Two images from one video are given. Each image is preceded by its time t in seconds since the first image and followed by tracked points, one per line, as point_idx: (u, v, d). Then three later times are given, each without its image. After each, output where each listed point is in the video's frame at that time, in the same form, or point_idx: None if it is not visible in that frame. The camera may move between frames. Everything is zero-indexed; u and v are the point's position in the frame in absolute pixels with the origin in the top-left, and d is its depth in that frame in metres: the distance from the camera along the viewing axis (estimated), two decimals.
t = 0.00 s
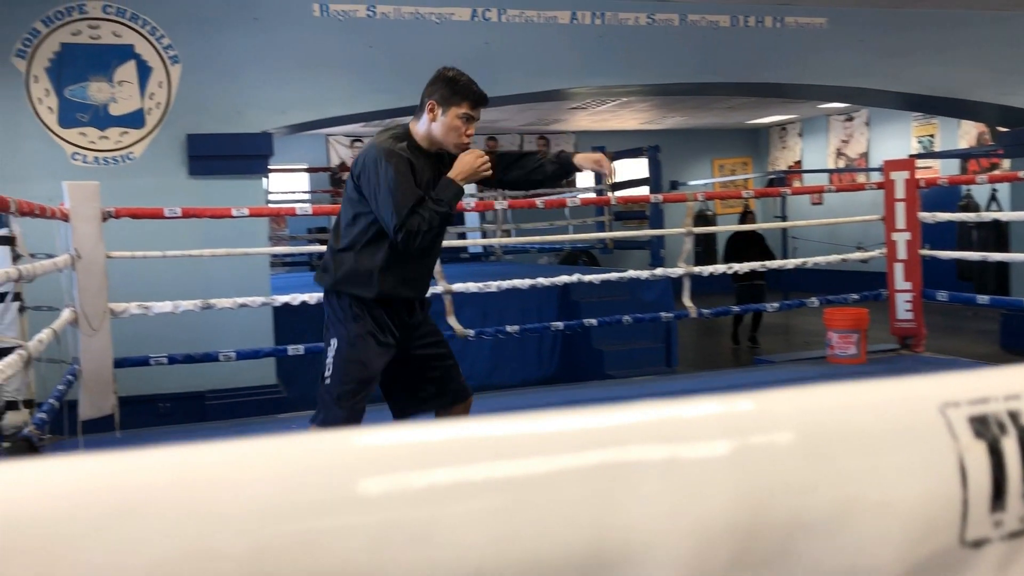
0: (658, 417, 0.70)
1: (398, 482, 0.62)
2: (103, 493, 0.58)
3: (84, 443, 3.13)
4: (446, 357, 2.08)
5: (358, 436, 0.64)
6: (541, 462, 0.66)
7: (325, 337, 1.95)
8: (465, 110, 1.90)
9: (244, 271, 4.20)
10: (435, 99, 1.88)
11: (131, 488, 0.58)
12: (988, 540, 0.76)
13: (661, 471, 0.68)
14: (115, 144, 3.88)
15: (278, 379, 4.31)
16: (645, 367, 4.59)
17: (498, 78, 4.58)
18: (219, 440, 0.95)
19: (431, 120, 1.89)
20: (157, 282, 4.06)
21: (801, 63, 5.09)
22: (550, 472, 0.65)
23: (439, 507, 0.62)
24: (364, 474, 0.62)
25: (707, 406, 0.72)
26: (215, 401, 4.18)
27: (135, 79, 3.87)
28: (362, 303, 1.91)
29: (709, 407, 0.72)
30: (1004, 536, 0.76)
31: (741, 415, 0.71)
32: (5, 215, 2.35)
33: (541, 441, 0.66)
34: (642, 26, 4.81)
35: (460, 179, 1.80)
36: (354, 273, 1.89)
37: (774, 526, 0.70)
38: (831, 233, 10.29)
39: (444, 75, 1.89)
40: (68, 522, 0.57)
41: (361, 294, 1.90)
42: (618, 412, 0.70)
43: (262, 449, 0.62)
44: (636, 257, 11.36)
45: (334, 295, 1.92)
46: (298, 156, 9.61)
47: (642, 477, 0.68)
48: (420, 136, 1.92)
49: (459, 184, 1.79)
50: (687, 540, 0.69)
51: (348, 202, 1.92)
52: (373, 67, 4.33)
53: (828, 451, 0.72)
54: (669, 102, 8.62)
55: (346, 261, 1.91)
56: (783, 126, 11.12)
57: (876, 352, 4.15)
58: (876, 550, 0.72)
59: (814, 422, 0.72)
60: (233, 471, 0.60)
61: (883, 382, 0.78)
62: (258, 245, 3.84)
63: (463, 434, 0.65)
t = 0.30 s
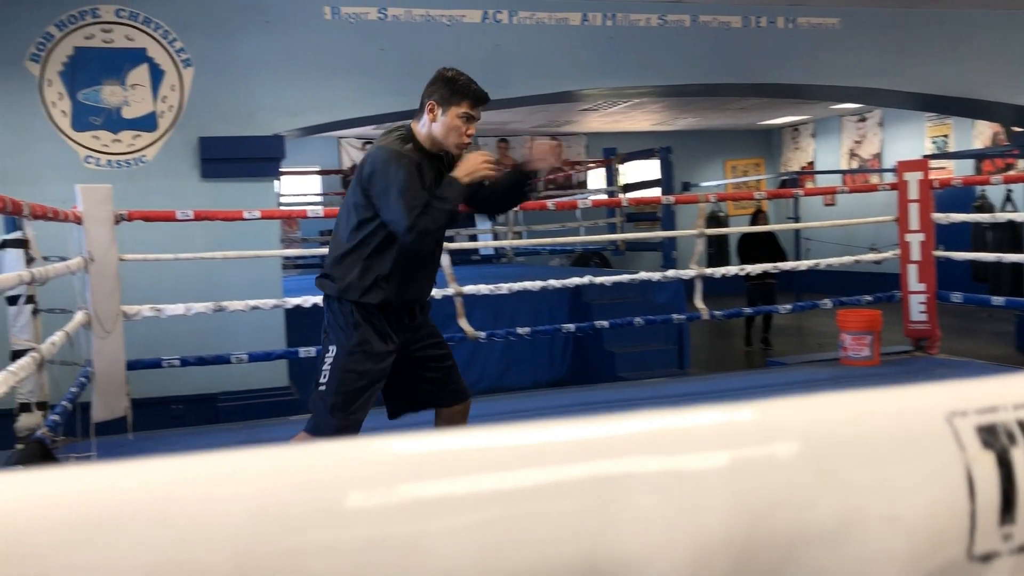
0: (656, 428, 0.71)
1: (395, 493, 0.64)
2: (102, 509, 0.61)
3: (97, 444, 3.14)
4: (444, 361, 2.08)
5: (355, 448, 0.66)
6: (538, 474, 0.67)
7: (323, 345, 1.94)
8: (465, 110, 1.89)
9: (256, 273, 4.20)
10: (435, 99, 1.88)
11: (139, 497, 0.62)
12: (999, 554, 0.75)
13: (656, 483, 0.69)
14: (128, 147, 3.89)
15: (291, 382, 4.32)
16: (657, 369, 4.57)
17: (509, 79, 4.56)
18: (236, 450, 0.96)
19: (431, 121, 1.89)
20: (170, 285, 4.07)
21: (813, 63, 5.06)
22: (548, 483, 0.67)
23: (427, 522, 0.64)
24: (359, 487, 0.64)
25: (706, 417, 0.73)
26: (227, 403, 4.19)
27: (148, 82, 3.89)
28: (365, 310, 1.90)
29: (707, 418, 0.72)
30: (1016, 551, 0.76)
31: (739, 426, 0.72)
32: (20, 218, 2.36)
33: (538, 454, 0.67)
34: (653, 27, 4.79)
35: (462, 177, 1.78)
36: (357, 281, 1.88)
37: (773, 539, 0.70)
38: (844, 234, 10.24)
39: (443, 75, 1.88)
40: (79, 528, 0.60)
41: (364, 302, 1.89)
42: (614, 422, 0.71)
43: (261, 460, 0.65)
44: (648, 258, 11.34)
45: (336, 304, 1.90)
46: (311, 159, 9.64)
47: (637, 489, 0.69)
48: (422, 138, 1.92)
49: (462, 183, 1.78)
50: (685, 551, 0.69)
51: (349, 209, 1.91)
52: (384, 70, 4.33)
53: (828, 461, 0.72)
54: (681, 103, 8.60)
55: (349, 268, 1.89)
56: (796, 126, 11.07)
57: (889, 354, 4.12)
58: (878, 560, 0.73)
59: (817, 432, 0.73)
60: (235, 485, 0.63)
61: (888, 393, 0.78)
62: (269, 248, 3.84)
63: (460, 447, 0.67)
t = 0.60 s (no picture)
0: (649, 434, 0.70)
1: (390, 501, 0.64)
2: (83, 518, 0.60)
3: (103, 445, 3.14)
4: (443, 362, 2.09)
5: (342, 455, 0.66)
6: (531, 480, 0.66)
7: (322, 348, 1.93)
8: (464, 112, 1.88)
9: (263, 275, 4.20)
10: (434, 100, 1.87)
11: (133, 504, 0.61)
12: (1000, 561, 0.74)
13: (649, 490, 0.68)
14: (135, 148, 3.90)
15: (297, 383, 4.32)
16: (663, 370, 4.56)
17: (514, 80, 4.56)
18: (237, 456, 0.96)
19: (430, 122, 1.89)
20: (176, 286, 4.07)
21: (819, 64, 5.04)
22: (539, 490, 0.66)
23: (411, 531, 0.63)
24: (344, 495, 0.63)
25: (700, 422, 0.72)
26: (234, 404, 4.20)
27: (155, 84, 3.90)
28: (368, 313, 1.89)
29: (704, 423, 0.72)
30: (1016, 558, 0.75)
31: (735, 431, 0.72)
32: (26, 219, 2.36)
33: (530, 457, 0.67)
34: (658, 27, 4.78)
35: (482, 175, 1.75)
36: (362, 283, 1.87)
37: (769, 548, 0.69)
38: (851, 235, 10.21)
39: (443, 76, 1.88)
40: (76, 536, 0.60)
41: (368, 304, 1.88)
42: (606, 427, 0.71)
43: (246, 465, 0.65)
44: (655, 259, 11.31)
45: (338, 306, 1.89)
46: (317, 160, 9.64)
47: (632, 495, 0.68)
48: (423, 139, 1.92)
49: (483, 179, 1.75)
50: (682, 560, 0.68)
51: (351, 209, 1.90)
52: (390, 71, 4.32)
53: (826, 469, 0.71)
54: (688, 104, 8.58)
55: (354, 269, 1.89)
56: (802, 127, 11.05)
57: (897, 355, 4.10)
58: (878, 567, 0.72)
59: (815, 438, 0.72)
60: (218, 494, 0.62)
61: (887, 396, 0.78)
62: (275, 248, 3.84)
63: (449, 454, 0.66)
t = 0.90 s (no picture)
0: (645, 446, 0.68)
1: (381, 513, 0.62)
2: (69, 531, 0.59)
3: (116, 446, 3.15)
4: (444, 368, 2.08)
5: (331, 466, 0.65)
6: (525, 493, 0.65)
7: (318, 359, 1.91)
8: (457, 122, 1.88)
9: (275, 276, 4.20)
10: (428, 109, 1.87)
11: (127, 517, 0.60)
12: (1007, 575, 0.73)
13: (646, 503, 0.67)
14: (149, 151, 3.91)
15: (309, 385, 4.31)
16: (676, 372, 4.53)
17: (524, 81, 4.54)
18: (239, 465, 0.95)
19: (423, 131, 1.88)
20: (190, 288, 4.08)
21: (833, 64, 5.00)
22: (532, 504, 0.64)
23: (401, 544, 0.62)
24: (331, 509, 0.62)
25: (699, 432, 0.71)
26: (247, 405, 4.20)
27: (168, 87, 3.91)
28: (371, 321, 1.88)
29: (703, 434, 0.70)
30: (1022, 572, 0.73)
31: (735, 442, 0.70)
32: (40, 221, 2.36)
33: (524, 470, 0.66)
34: (671, 27, 4.76)
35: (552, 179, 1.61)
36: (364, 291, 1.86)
37: (770, 563, 0.68)
38: (865, 235, 10.15)
39: (437, 85, 1.87)
40: (67, 549, 0.59)
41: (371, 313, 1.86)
42: (601, 438, 0.69)
43: (233, 477, 0.64)
44: (668, 260, 11.28)
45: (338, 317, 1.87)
46: (330, 162, 9.66)
47: (628, 508, 0.67)
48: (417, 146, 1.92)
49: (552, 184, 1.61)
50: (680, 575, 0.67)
51: (350, 219, 1.88)
52: (402, 73, 4.32)
53: (827, 482, 0.70)
54: (701, 104, 8.55)
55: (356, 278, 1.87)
56: (815, 127, 10.99)
57: (911, 357, 4.07)
58: None
59: (817, 450, 0.70)
60: (206, 506, 0.61)
61: (892, 406, 0.76)
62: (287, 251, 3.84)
63: (439, 466, 0.65)
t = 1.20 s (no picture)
0: (637, 458, 0.66)
1: (362, 528, 0.60)
2: (43, 547, 0.57)
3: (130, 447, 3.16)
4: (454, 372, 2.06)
5: (314, 480, 0.63)
6: (511, 506, 0.63)
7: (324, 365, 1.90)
8: (454, 128, 1.87)
9: (287, 278, 4.20)
10: (423, 116, 1.87)
11: (105, 531, 0.58)
12: None
13: (636, 516, 0.64)
14: (162, 153, 3.92)
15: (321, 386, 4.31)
16: (689, 373, 4.51)
17: (537, 82, 4.53)
18: (239, 474, 0.93)
19: (419, 138, 1.88)
20: (202, 290, 4.09)
21: (846, 63, 4.97)
22: (519, 519, 0.62)
23: (382, 560, 0.59)
24: (310, 523, 0.60)
25: (693, 443, 0.69)
26: (260, 406, 4.21)
27: (181, 89, 3.92)
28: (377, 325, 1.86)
29: (696, 446, 0.68)
30: None
31: (729, 455, 0.68)
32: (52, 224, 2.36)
33: (510, 482, 0.63)
34: (683, 28, 4.74)
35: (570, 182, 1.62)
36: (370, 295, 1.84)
37: None
38: (880, 236, 10.08)
39: (431, 93, 1.87)
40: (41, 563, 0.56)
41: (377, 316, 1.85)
42: (591, 448, 0.67)
43: (217, 489, 0.62)
44: (681, 261, 11.24)
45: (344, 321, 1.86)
46: (343, 164, 9.67)
47: (618, 521, 0.64)
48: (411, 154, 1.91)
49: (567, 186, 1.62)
50: None
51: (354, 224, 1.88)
52: (414, 74, 4.30)
53: (828, 495, 0.67)
54: (714, 104, 8.51)
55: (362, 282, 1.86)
56: (830, 127, 10.93)
57: (927, 358, 4.03)
58: None
59: (816, 462, 0.68)
60: (184, 521, 0.59)
61: (893, 416, 0.74)
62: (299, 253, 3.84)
63: (423, 480, 0.63)
